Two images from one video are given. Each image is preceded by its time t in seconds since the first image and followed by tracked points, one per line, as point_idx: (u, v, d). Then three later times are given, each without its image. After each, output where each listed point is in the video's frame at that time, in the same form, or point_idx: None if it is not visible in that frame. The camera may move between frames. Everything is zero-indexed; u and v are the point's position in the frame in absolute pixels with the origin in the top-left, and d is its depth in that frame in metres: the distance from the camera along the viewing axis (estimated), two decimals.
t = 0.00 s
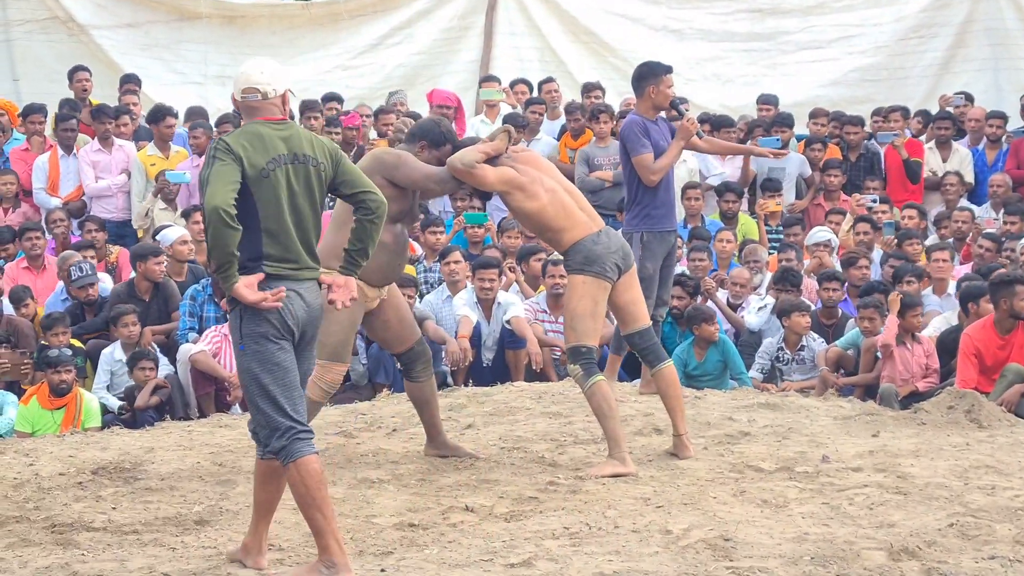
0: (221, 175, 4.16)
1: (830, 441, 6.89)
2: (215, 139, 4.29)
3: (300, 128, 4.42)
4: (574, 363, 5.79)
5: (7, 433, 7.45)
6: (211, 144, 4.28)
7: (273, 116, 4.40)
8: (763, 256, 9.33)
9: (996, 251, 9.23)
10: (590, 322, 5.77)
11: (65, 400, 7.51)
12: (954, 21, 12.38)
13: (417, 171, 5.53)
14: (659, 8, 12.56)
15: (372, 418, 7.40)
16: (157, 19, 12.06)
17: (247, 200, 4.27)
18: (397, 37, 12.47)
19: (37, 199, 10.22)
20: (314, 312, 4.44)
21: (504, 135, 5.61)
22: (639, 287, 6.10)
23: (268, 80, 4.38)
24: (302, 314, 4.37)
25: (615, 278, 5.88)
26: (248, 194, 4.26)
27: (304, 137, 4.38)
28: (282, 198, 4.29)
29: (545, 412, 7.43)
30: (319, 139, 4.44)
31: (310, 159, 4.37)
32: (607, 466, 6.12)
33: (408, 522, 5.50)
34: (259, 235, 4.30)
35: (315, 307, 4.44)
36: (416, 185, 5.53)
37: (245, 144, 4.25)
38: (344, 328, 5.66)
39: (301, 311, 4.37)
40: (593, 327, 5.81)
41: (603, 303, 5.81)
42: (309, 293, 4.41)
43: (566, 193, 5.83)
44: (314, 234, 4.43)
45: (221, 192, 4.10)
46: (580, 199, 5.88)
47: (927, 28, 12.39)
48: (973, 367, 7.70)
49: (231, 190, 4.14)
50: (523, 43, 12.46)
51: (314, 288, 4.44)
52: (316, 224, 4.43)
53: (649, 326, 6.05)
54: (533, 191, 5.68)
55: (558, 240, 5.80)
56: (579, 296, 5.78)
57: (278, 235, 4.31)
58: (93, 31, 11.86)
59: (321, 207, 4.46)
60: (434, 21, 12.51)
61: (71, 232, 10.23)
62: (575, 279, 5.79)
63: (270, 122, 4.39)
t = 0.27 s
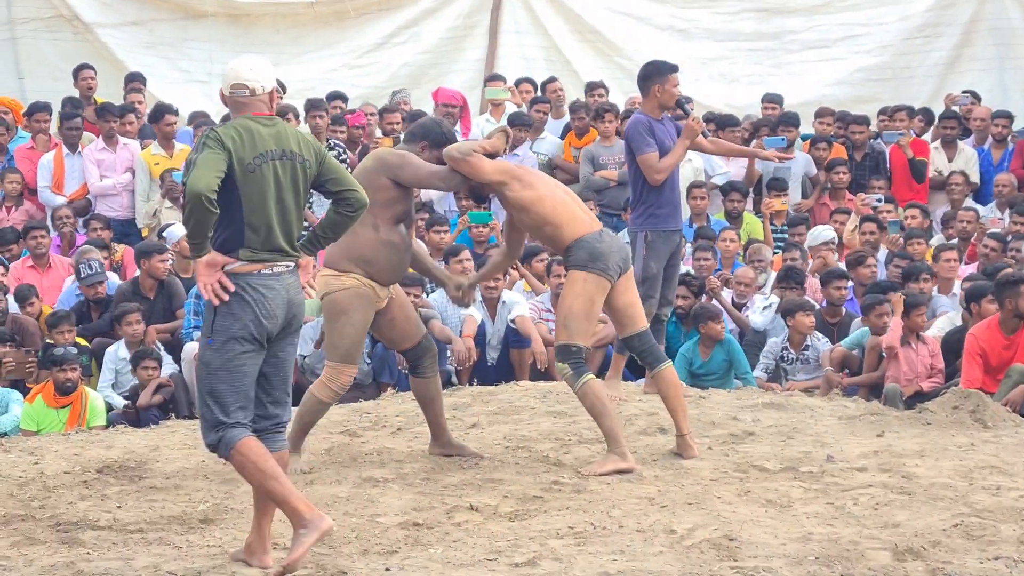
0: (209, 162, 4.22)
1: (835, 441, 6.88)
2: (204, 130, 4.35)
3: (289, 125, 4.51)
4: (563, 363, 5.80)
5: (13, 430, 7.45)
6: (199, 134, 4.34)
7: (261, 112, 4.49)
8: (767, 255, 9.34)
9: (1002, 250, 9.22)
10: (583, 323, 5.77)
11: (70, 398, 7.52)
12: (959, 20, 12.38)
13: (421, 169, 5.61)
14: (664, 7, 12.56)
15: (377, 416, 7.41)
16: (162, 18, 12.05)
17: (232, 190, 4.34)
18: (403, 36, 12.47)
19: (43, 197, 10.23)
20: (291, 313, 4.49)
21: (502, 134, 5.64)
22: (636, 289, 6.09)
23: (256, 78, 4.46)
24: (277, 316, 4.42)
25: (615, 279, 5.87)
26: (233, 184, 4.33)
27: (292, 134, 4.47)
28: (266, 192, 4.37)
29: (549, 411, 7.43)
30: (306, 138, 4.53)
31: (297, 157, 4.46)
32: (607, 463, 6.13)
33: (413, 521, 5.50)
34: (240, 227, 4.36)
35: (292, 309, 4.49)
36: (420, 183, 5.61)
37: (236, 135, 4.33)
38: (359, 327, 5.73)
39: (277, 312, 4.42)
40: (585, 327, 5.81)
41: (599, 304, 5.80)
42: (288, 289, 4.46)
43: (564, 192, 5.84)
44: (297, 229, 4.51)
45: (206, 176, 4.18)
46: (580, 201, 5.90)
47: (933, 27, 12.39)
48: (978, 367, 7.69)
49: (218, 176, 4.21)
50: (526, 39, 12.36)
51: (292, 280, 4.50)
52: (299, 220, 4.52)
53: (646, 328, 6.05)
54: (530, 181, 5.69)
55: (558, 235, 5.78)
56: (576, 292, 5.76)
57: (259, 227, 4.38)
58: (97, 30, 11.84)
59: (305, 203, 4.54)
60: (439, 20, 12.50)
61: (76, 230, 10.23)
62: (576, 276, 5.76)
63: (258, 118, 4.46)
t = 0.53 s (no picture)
0: (191, 158, 4.30)
1: (840, 443, 6.87)
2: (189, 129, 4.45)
3: (274, 126, 4.60)
4: (564, 366, 5.79)
5: (17, 430, 7.45)
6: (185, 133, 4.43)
7: (246, 112, 4.59)
8: (773, 257, 9.33)
9: (1007, 253, 9.21)
10: (582, 325, 5.76)
11: (74, 399, 7.54)
12: (964, 22, 12.39)
13: (414, 162, 5.63)
14: (669, 9, 12.57)
15: (382, 417, 7.40)
16: (167, 19, 12.04)
17: (215, 188, 4.43)
18: (408, 38, 12.46)
19: (47, 197, 10.23)
20: (271, 313, 4.52)
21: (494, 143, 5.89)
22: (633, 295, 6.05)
23: (242, 80, 4.56)
24: (253, 314, 4.46)
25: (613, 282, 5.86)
26: (216, 182, 4.41)
27: (276, 134, 4.56)
28: (250, 190, 4.45)
29: (554, 412, 7.42)
30: (291, 138, 4.61)
31: (282, 156, 4.54)
32: (610, 464, 6.13)
33: (417, 522, 5.49)
34: (224, 224, 4.43)
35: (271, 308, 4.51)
36: (412, 176, 5.62)
37: (220, 135, 4.42)
38: (346, 322, 5.73)
39: (254, 311, 4.46)
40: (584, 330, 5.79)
41: (597, 305, 5.79)
42: (269, 288, 4.51)
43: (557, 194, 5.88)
44: (282, 228, 4.57)
45: (188, 170, 4.26)
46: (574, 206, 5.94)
47: (937, 30, 12.39)
48: (983, 369, 7.67)
49: (200, 170, 4.30)
50: (533, 44, 12.42)
51: (276, 280, 4.55)
52: (284, 220, 4.59)
53: (645, 333, 6.03)
54: (522, 176, 5.75)
55: (554, 234, 5.78)
56: (574, 292, 5.75)
57: (242, 224, 4.45)
58: (102, 30, 11.80)
59: (290, 203, 4.62)
60: (444, 22, 12.49)
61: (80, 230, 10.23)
62: (573, 277, 5.75)
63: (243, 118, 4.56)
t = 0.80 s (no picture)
0: (145, 168, 4.38)
1: (843, 445, 6.87)
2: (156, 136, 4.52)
3: (244, 128, 4.59)
4: (554, 373, 5.76)
5: (20, 430, 7.46)
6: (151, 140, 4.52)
7: (217, 116, 4.60)
8: (775, 259, 9.31)
9: (1011, 255, 9.20)
10: (576, 333, 5.73)
11: (77, 398, 7.54)
12: (968, 25, 12.40)
13: (413, 173, 5.66)
14: (673, 11, 12.58)
15: (384, 418, 7.41)
16: (171, 20, 12.03)
17: (179, 196, 4.48)
18: (412, 40, 12.46)
19: (50, 197, 10.23)
20: (241, 312, 4.51)
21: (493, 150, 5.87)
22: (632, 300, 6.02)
23: (211, 84, 4.59)
24: (220, 316, 4.46)
25: (608, 289, 5.82)
26: (178, 189, 4.47)
27: (244, 138, 4.56)
28: (212, 196, 4.47)
29: (557, 414, 7.42)
30: (262, 140, 4.59)
31: (249, 160, 4.53)
32: (612, 465, 6.13)
33: (420, 523, 5.49)
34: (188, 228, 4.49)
35: (240, 308, 4.50)
36: (412, 185, 5.66)
37: (180, 142, 4.46)
38: (338, 318, 5.79)
39: (220, 312, 4.47)
40: (579, 337, 5.76)
41: (591, 313, 5.76)
42: (237, 288, 4.50)
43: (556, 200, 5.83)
44: (253, 231, 4.57)
45: (138, 180, 4.34)
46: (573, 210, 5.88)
47: (942, 32, 12.42)
48: (986, 372, 7.67)
49: (153, 180, 4.36)
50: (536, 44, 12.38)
51: (248, 282, 4.54)
52: (256, 222, 4.58)
53: (644, 338, 5.99)
54: (517, 183, 5.71)
55: (549, 240, 5.72)
56: (568, 302, 5.72)
57: (204, 229, 4.48)
58: (105, 31, 11.81)
59: (263, 205, 4.60)
60: (448, 24, 12.49)
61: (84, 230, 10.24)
62: (567, 286, 5.72)
63: (212, 122, 4.58)
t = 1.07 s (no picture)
0: (96, 173, 4.53)
1: (848, 449, 6.86)
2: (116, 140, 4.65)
3: (202, 129, 4.64)
4: (556, 386, 5.79)
5: (26, 432, 7.46)
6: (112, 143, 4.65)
7: (177, 115, 4.65)
8: (781, 262, 9.37)
9: (1018, 259, 9.19)
10: (571, 344, 5.74)
11: (83, 399, 7.55)
12: (975, 28, 12.42)
13: (408, 176, 5.62)
14: (680, 13, 12.60)
15: (390, 420, 7.41)
16: (177, 20, 12.01)
17: (134, 197, 4.60)
18: (418, 42, 12.46)
19: (56, 198, 10.22)
20: (198, 310, 4.55)
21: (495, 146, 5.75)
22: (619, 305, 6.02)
23: (173, 84, 4.63)
24: (176, 314, 4.52)
25: (597, 297, 5.82)
26: (132, 191, 4.58)
27: (199, 139, 4.61)
28: (163, 198, 4.55)
29: (562, 416, 7.43)
30: (218, 141, 4.63)
31: (200, 161, 4.57)
32: (618, 468, 6.13)
33: (425, 525, 5.49)
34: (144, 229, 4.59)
35: (196, 306, 4.54)
36: (408, 189, 5.62)
37: (132, 145, 4.56)
38: (339, 316, 5.79)
39: (176, 307, 4.53)
40: (576, 347, 5.78)
41: (583, 322, 5.76)
42: (192, 287, 4.55)
43: (547, 203, 5.81)
44: (210, 231, 4.61)
45: (85, 186, 4.50)
46: (564, 214, 5.85)
47: (950, 35, 12.44)
48: (991, 376, 7.66)
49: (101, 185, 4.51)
50: (543, 46, 12.40)
51: (207, 281, 4.59)
52: (213, 223, 4.62)
53: (630, 346, 5.99)
54: (506, 187, 5.69)
55: (537, 246, 5.72)
56: (558, 311, 5.72)
57: (158, 230, 4.57)
58: (112, 31, 11.81)
59: (220, 205, 4.64)
60: (455, 26, 12.48)
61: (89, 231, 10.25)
62: (555, 297, 5.71)
63: (170, 123, 4.64)
